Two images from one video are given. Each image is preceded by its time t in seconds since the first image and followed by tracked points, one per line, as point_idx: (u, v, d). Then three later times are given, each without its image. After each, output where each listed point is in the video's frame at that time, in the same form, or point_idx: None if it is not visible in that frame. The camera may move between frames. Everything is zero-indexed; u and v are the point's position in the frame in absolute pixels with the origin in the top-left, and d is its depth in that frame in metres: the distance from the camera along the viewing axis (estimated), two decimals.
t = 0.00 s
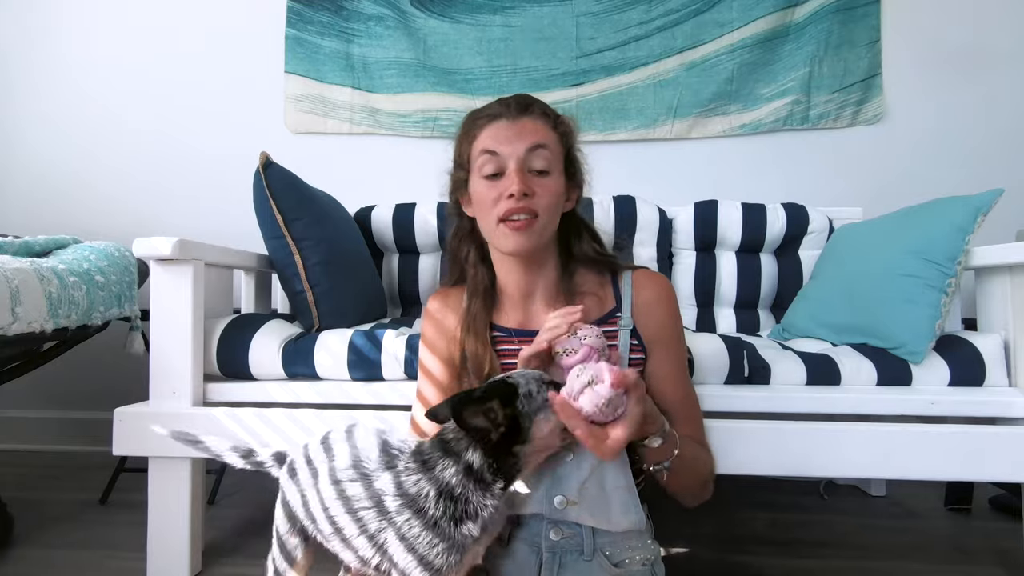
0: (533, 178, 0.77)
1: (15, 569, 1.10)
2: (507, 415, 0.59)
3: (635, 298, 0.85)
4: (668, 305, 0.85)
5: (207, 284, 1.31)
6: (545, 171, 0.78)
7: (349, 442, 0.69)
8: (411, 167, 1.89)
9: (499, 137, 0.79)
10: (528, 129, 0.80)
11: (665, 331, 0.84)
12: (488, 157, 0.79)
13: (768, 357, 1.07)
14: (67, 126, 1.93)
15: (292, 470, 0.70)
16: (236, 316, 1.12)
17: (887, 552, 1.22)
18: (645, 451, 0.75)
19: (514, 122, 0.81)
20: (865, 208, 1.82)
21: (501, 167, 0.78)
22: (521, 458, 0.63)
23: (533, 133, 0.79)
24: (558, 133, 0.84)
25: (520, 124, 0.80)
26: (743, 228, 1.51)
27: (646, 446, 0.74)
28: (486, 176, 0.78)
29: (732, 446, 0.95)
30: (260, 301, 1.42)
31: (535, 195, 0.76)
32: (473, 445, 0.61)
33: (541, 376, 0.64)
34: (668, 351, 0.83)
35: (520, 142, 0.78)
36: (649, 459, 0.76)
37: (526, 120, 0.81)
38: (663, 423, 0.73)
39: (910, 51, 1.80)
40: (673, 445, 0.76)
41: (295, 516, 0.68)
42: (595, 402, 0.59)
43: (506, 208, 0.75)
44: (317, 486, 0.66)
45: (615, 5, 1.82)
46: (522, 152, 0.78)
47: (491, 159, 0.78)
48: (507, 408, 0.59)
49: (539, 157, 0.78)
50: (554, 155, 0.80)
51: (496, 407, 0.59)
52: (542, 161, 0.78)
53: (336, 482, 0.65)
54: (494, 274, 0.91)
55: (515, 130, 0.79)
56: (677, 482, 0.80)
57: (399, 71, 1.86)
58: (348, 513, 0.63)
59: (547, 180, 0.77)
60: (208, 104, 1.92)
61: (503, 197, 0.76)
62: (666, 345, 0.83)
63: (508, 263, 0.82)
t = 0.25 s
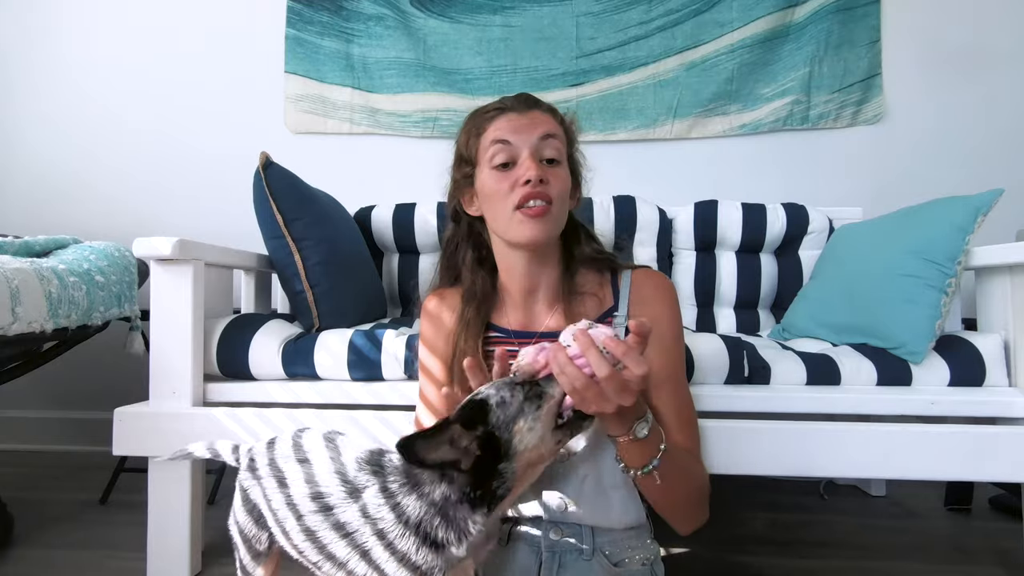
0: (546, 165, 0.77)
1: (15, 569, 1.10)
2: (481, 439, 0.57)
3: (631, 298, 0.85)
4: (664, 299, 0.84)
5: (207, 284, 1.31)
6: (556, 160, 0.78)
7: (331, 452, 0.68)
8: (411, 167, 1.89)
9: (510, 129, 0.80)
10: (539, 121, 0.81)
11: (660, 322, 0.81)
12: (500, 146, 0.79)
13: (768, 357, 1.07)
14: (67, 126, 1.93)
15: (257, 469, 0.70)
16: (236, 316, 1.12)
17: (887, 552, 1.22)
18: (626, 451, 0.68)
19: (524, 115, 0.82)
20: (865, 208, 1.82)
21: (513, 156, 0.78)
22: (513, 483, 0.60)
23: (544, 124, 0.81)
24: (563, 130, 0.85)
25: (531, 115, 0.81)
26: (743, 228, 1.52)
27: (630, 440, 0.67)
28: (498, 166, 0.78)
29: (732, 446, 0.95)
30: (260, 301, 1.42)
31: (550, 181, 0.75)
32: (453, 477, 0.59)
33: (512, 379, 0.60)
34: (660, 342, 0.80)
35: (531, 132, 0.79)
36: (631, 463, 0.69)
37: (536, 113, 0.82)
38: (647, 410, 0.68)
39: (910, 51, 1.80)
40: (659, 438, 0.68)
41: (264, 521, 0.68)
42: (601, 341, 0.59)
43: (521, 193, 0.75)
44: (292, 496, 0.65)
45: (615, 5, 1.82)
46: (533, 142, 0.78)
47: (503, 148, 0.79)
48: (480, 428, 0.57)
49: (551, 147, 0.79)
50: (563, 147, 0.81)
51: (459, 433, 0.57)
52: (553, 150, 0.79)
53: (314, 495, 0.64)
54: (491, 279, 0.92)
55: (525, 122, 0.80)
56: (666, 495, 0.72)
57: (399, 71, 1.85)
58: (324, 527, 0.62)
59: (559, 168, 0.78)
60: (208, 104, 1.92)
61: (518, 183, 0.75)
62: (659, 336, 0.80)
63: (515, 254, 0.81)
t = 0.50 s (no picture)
0: (561, 164, 0.77)
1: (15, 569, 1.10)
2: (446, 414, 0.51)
3: (638, 299, 0.83)
4: (674, 300, 0.82)
5: (207, 284, 1.31)
6: (573, 160, 0.78)
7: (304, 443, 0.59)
8: (411, 168, 1.89)
9: (529, 126, 0.80)
10: (559, 119, 0.80)
11: (665, 318, 0.80)
12: (518, 144, 0.79)
13: (768, 357, 1.07)
14: (66, 126, 1.93)
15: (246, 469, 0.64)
16: (236, 316, 1.12)
17: (887, 552, 1.22)
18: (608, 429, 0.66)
19: (544, 112, 0.82)
20: (865, 208, 1.82)
21: (530, 154, 0.78)
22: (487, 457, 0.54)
23: (564, 123, 0.80)
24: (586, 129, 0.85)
25: (553, 115, 0.81)
26: (743, 228, 1.52)
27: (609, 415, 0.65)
28: (514, 162, 0.78)
29: (732, 446, 0.95)
30: (260, 301, 1.42)
31: (564, 181, 0.75)
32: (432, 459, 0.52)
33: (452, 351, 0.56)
34: (662, 335, 0.79)
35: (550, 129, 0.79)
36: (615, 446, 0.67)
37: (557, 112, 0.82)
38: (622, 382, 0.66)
39: (910, 51, 1.80)
40: (637, 414, 0.66)
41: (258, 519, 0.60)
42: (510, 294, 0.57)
43: (533, 192, 0.75)
44: (271, 494, 0.58)
45: (615, 5, 1.82)
46: (551, 140, 0.78)
47: (520, 145, 0.79)
48: (441, 407, 0.51)
49: (568, 146, 0.78)
50: (581, 146, 0.80)
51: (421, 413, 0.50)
52: (571, 149, 0.78)
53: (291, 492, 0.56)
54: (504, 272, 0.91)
55: (545, 120, 0.80)
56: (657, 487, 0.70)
57: (399, 71, 1.86)
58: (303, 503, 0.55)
59: (575, 168, 0.77)
60: (208, 104, 1.92)
61: (531, 181, 0.75)
62: (659, 329, 0.80)
63: (524, 250, 0.80)
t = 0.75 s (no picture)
0: (567, 158, 0.78)
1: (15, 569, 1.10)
2: (526, 445, 0.48)
3: (664, 310, 0.85)
4: (698, 324, 0.85)
5: (207, 284, 1.31)
6: (581, 154, 0.78)
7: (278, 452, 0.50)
8: (411, 168, 1.89)
9: (544, 123, 0.81)
10: (574, 117, 0.82)
11: (688, 342, 0.83)
12: (531, 140, 0.81)
13: (768, 357, 1.07)
14: (67, 126, 1.93)
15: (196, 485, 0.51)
16: (236, 316, 1.12)
17: (887, 553, 1.22)
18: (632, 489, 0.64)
19: (562, 110, 0.83)
20: (865, 208, 1.82)
21: (540, 149, 0.80)
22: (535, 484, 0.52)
23: (579, 120, 0.81)
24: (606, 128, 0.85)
25: (569, 113, 0.82)
26: (743, 228, 1.52)
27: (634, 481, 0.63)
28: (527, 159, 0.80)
29: (733, 446, 0.95)
30: (260, 301, 1.42)
31: (566, 174, 0.76)
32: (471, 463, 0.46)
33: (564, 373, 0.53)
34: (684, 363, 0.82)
35: (561, 126, 0.80)
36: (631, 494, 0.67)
37: (574, 110, 0.83)
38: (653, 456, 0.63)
39: (910, 51, 1.80)
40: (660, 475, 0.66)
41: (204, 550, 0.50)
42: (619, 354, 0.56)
43: (536, 184, 0.76)
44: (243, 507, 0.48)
45: (615, 5, 1.82)
46: (562, 136, 0.79)
47: (534, 142, 0.81)
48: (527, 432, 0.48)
49: (579, 141, 0.79)
50: (596, 143, 0.80)
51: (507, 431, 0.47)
52: (582, 145, 0.79)
53: (279, 489, 0.47)
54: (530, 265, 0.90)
55: (560, 118, 0.82)
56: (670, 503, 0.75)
57: (399, 71, 1.85)
58: (288, 550, 0.46)
59: (581, 162, 0.78)
60: (208, 104, 1.92)
61: (535, 174, 0.77)
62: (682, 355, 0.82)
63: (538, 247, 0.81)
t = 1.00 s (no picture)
0: (600, 162, 0.80)
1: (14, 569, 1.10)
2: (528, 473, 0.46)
3: (683, 318, 0.86)
4: (716, 334, 0.85)
5: (207, 284, 1.31)
6: (613, 155, 0.81)
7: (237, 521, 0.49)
8: (411, 168, 1.89)
9: (574, 126, 0.83)
10: (602, 117, 0.83)
11: (704, 352, 0.84)
12: (561, 143, 0.83)
13: (768, 358, 1.07)
14: (67, 126, 1.93)
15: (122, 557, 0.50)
16: (236, 316, 1.12)
17: (887, 553, 1.22)
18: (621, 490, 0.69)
19: (589, 111, 0.84)
20: (865, 208, 1.82)
21: (572, 152, 0.82)
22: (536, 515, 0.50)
23: (607, 121, 0.83)
24: (635, 125, 0.85)
25: (597, 114, 0.83)
26: (743, 228, 1.52)
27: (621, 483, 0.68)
28: (559, 162, 0.83)
29: (733, 446, 0.95)
30: (260, 300, 1.42)
31: (602, 177, 0.79)
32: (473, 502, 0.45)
33: (546, 400, 0.53)
34: (697, 372, 0.83)
35: (591, 129, 0.82)
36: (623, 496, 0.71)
37: (601, 110, 0.84)
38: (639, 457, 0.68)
39: (910, 51, 1.80)
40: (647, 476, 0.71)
41: None
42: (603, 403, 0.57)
43: (572, 189, 0.79)
44: None
45: (615, 5, 1.82)
46: (593, 139, 0.81)
47: (565, 146, 0.82)
48: (529, 463, 0.46)
49: (611, 142, 0.81)
50: (627, 143, 0.82)
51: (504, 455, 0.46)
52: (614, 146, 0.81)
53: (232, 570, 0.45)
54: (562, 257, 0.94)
55: (588, 119, 0.83)
56: (659, 506, 0.79)
57: (399, 71, 1.86)
58: None
59: (614, 163, 0.80)
60: (208, 104, 1.92)
61: (570, 179, 0.79)
62: (697, 366, 0.83)
63: (574, 251, 0.86)
